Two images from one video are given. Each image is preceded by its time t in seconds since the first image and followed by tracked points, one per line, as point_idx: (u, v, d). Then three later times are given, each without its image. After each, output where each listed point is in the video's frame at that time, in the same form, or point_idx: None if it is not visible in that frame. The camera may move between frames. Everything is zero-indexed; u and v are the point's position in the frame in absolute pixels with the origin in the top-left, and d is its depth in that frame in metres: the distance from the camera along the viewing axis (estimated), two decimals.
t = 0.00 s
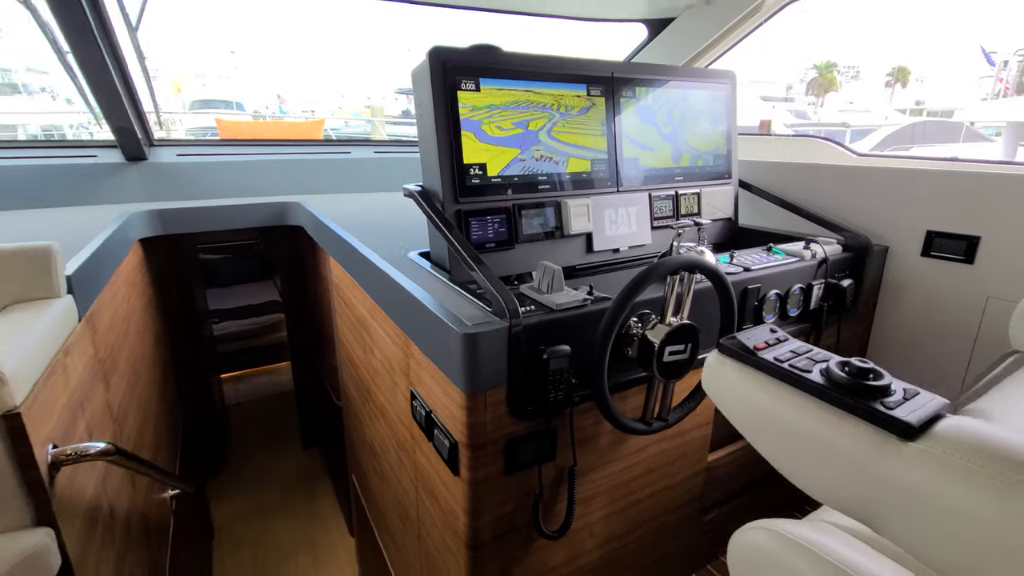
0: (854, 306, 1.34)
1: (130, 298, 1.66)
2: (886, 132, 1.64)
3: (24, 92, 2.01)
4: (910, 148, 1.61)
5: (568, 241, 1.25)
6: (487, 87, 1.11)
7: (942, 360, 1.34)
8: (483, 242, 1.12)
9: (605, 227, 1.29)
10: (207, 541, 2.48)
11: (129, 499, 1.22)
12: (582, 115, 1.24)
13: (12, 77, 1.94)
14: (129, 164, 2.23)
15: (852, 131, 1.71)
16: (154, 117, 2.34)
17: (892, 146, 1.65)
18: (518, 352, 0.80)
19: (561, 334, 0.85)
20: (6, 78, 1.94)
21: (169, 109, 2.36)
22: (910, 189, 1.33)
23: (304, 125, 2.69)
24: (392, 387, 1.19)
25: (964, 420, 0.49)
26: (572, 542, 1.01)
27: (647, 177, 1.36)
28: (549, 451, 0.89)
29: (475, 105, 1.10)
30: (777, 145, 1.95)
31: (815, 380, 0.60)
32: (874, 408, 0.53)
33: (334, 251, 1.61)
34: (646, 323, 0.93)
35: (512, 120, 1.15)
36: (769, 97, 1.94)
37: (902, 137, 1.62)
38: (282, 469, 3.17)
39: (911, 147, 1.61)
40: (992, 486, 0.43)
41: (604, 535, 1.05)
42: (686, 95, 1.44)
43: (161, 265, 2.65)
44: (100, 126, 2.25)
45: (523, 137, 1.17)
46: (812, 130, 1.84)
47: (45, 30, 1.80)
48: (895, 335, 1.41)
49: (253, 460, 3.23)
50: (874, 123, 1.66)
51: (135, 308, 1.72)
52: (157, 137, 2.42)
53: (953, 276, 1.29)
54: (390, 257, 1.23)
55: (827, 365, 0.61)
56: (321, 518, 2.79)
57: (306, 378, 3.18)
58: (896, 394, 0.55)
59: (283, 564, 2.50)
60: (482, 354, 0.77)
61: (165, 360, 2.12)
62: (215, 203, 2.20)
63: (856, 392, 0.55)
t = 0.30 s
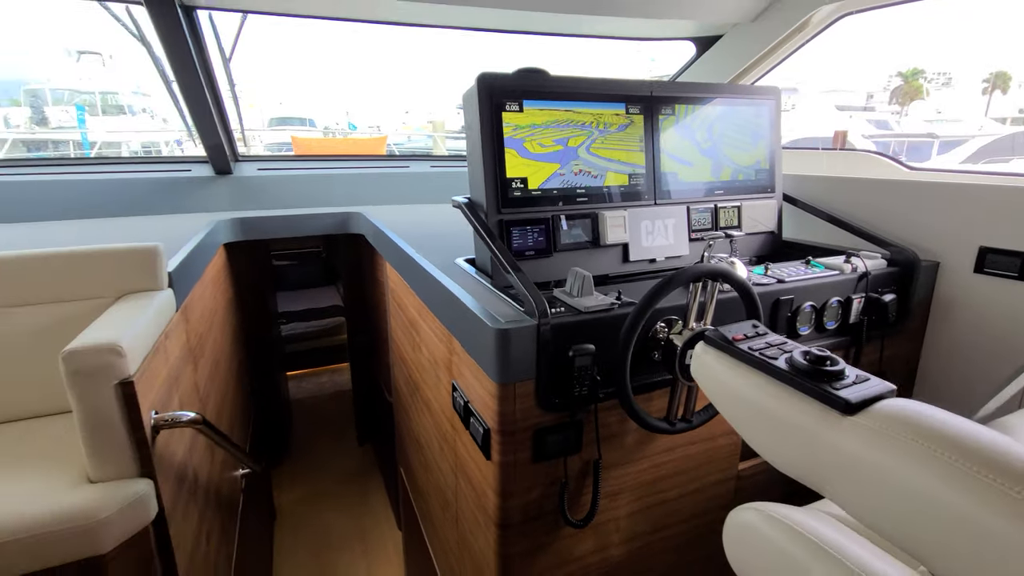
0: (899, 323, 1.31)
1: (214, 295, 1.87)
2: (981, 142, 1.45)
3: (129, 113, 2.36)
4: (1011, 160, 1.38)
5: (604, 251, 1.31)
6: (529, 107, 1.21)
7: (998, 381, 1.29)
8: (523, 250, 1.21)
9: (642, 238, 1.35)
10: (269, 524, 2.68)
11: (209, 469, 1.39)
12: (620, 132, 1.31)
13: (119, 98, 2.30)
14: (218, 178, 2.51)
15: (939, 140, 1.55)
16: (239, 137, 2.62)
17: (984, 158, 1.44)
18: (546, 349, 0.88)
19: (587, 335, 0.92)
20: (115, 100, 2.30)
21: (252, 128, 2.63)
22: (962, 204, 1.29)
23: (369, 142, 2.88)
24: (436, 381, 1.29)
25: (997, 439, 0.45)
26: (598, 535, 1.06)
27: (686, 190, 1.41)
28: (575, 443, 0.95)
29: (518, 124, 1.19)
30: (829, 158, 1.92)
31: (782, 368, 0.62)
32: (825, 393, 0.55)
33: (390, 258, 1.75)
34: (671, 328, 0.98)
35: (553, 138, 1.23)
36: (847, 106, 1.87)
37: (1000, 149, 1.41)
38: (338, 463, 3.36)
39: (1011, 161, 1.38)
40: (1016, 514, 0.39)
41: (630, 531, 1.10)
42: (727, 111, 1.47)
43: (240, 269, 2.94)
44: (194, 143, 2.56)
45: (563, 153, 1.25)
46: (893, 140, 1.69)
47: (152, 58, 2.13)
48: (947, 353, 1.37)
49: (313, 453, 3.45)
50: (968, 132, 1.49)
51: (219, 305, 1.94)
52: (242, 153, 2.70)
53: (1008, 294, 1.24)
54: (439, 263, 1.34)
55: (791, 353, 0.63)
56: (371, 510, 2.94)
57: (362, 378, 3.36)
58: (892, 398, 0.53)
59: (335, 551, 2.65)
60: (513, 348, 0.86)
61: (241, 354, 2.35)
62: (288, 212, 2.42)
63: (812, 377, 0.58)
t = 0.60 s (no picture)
0: (950, 338, 1.28)
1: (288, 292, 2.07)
2: None
3: (212, 126, 2.65)
4: None
5: (646, 259, 1.37)
6: (575, 123, 1.29)
7: None
8: (566, 256, 1.29)
9: (684, 247, 1.39)
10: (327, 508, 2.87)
11: (279, 447, 1.55)
12: (663, 145, 1.37)
13: (203, 112, 2.60)
14: (292, 187, 2.74)
15: None
16: (312, 149, 2.86)
17: None
18: (582, 346, 0.95)
19: (622, 336, 0.98)
20: (200, 114, 2.61)
21: (324, 142, 2.86)
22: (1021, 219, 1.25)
23: (428, 152, 3.05)
24: (482, 377, 1.39)
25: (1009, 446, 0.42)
26: (631, 528, 1.12)
27: (729, 202, 1.44)
28: (608, 437, 1.02)
29: (564, 138, 1.27)
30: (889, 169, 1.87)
31: (779, 363, 0.61)
32: (812, 383, 0.55)
33: (445, 262, 1.87)
34: (705, 333, 1.03)
35: (597, 151, 1.31)
36: (932, 110, 1.70)
37: None
38: (390, 457, 3.53)
39: None
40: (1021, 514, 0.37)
41: (663, 527, 1.14)
42: (774, 123, 1.49)
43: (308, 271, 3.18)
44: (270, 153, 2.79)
45: (607, 166, 1.32)
46: (985, 147, 1.53)
47: (241, 80, 2.43)
48: (1007, 371, 1.31)
49: (368, 446, 3.64)
50: None
51: (291, 302, 2.13)
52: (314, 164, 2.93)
53: None
54: (488, 267, 1.44)
55: (789, 346, 0.62)
56: (420, 504, 3.07)
57: (415, 377, 3.52)
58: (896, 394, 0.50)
59: (386, 539, 2.79)
60: (551, 344, 0.94)
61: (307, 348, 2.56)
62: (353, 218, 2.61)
63: (802, 367, 0.57)
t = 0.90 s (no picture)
0: (994, 348, 1.24)
1: (336, 289, 2.20)
2: None
3: (270, 133, 2.82)
4: None
5: (677, 262, 1.40)
6: (608, 130, 1.34)
7: None
8: (597, 258, 1.34)
9: (715, 251, 1.41)
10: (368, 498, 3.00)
11: (325, 431, 1.67)
12: (695, 150, 1.39)
13: (263, 120, 2.77)
14: (342, 191, 2.91)
15: None
16: (362, 155, 3.02)
17: None
18: (605, 341, 1.00)
19: (646, 333, 1.02)
20: (260, 122, 2.77)
21: (373, 148, 3.01)
22: None
23: (472, 158, 3.16)
24: (514, 371, 1.45)
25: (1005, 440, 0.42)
26: (653, 521, 1.15)
27: (763, 206, 1.45)
28: (631, 430, 1.06)
29: (597, 144, 1.33)
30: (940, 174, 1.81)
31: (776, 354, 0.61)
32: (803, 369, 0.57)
33: (483, 262, 1.95)
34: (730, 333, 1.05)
35: (629, 157, 1.35)
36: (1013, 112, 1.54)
37: None
38: (428, 453, 3.64)
39: None
40: (1011, 507, 0.37)
41: (686, 523, 1.17)
42: (812, 128, 1.49)
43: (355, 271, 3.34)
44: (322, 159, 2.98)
45: (638, 170, 1.36)
46: None
47: (299, 92, 2.61)
48: None
49: (407, 441, 3.76)
50: None
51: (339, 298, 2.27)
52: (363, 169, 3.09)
53: None
54: (522, 268, 1.51)
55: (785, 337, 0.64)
56: (456, 498, 3.15)
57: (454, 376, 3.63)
58: (911, 391, 0.50)
59: (422, 531, 2.89)
60: (576, 337, 0.99)
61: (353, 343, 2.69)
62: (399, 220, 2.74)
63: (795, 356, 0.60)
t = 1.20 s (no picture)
0: (1018, 355, 1.22)
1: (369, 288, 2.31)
2: None
3: (312, 141, 2.96)
4: None
5: (693, 264, 1.43)
6: (627, 135, 1.38)
7: None
8: (614, 259, 1.38)
9: (733, 254, 1.44)
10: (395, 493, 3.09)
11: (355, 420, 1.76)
12: (712, 156, 1.43)
13: (304, 129, 2.92)
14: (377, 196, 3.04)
15: None
16: (397, 162, 3.14)
17: None
18: (616, 336, 1.05)
19: (656, 329, 1.06)
20: (302, 131, 2.92)
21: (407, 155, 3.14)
22: None
23: (502, 165, 3.24)
24: (533, 368, 1.51)
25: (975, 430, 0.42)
26: (662, 514, 1.18)
27: (781, 211, 1.47)
28: (641, 422, 1.10)
29: (615, 150, 1.38)
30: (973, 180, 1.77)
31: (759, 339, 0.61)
32: (777, 348, 0.57)
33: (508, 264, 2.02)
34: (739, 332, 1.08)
35: (646, 162, 1.40)
36: None
37: None
38: (454, 453, 3.71)
39: None
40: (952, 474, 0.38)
41: (696, 518, 1.20)
42: (833, 133, 1.49)
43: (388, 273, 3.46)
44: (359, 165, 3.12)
45: (656, 175, 1.41)
46: None
47: (338, 102, 2.75)
48: None
49: (434, 441, 3.85)
50: None
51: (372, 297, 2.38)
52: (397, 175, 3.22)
53: None
54: (543, 268, 1.57)
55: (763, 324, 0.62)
56: (480, 497, 3.21)
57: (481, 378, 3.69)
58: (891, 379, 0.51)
59: (446, 527, 2.96)
60: (587, 331, 1.04)
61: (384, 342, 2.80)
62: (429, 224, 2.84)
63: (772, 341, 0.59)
